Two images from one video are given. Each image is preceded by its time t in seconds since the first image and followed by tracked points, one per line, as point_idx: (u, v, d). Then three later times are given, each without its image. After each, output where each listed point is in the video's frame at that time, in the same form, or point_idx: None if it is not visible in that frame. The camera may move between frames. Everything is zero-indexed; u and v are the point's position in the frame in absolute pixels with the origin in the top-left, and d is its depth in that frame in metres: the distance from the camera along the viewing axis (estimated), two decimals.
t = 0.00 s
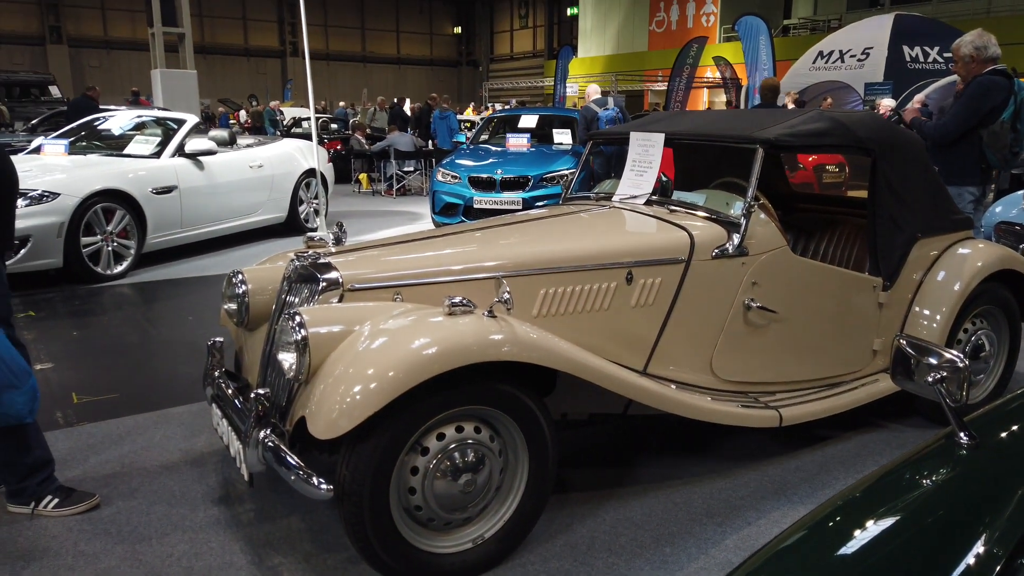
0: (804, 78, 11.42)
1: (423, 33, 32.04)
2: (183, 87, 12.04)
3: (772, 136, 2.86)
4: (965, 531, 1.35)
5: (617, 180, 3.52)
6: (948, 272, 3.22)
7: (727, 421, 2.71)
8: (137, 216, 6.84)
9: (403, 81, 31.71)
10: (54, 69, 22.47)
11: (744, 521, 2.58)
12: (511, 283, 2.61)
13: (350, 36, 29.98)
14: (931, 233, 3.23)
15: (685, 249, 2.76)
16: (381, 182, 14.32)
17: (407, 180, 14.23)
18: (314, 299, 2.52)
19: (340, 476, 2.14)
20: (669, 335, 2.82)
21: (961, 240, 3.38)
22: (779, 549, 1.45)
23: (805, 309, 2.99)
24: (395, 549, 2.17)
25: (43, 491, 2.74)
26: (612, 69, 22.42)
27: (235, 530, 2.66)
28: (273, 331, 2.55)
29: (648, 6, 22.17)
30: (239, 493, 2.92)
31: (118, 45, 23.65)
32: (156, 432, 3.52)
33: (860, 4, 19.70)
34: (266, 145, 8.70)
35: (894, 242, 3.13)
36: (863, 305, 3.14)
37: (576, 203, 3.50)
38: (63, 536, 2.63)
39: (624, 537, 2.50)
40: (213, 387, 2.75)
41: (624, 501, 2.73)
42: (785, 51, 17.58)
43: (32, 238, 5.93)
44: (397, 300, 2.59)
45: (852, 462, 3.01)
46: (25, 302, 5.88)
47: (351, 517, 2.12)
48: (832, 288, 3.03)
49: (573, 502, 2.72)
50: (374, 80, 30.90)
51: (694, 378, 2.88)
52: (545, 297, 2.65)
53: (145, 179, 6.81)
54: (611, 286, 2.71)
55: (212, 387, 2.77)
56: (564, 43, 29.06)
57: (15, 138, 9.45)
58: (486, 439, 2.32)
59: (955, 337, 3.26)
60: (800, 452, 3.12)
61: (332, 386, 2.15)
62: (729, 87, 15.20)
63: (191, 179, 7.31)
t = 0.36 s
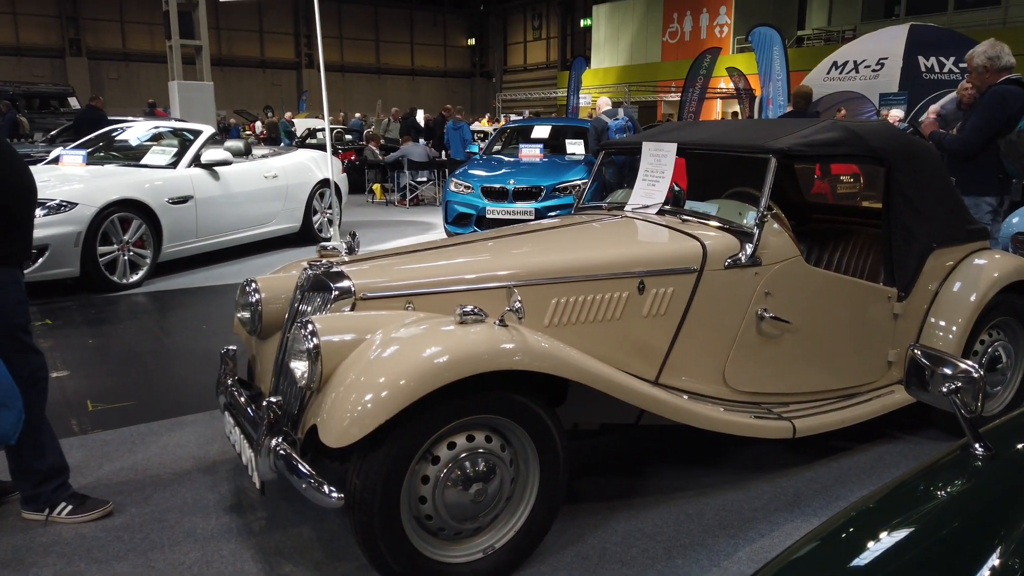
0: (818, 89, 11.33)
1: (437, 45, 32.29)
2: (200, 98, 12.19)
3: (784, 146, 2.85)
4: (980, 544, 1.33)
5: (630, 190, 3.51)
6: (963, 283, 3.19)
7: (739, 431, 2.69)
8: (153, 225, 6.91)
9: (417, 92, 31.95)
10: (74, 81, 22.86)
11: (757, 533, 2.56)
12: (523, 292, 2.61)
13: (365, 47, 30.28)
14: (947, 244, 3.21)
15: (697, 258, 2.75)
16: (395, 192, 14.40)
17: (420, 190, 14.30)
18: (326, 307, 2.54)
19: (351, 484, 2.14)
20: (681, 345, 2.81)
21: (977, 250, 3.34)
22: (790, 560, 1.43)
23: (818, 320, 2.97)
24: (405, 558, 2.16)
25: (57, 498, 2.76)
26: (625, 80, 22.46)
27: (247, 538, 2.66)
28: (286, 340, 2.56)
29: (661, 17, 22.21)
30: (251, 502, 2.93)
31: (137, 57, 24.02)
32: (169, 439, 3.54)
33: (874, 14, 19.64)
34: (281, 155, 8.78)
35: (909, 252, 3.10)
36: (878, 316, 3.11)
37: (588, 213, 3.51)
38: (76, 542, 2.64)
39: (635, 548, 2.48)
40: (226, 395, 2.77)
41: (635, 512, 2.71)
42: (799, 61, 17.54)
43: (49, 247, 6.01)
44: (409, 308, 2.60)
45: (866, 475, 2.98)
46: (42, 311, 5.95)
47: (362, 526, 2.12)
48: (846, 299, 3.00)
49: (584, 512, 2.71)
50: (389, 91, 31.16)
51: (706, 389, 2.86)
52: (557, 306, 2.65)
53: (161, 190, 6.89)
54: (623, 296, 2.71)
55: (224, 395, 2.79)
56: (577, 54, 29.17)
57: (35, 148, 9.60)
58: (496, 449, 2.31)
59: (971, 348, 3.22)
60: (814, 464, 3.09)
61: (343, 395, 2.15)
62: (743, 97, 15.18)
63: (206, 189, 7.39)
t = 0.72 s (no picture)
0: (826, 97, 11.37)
1: (446, 55, 32.46)
2: (211, 108, 12.29)
3: (792, 153, 2.84)
4: (990, 552, 1.32)
5: (637, 199, 3.51)
6: (974, 291, 3.17)
7: (748, 441, 2.67)
8: (164, 234, 6.96)
9: (426, 102, 32.12)
10: (86, 91, 23.11)
11: (766, 543, 2.54)
12: (530, 300, 2.61)
13: (375, 58, 30.49)
14: (957, 252, 3.19)
15: (705, 266, 2.75)
16: (403, 202, 14.46)
17: (428, 199, 14.36)
18: (334, 314, 2.54)
19: (358, 491, 2.14)
20: (689, 353, 2.80)
21: (987, 259, 3.32)
22: (798, 568, 1.43)
23: (827, 328, 2.95)
24: (412, 566, 2.16)
25: (65, 504, 2.77)
26: (633, 89, 22.51)
27: (253, 545, 2.66)
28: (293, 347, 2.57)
29: (670, 26, 22.26)
30: (258, 509, 2.93)
31: (149, 67, 24.27)
32: (178, 446, 3.55)
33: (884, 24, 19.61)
34: (290, 164, 8.83)
35: (918, 260, 3.09)
36: (887, 325, 3.09)
37: (596, 221, 3.51)
38: (84, 548, 2.65)
39: (643, 558, 2.46)
40: (234, 402, 2.78)
41: (643, 521, 2.69)
42: (807, 71, 17.53)
43: (60, 255, 6.06)
44: (416, 315, 2.60)
45: (876, 485, 2.95)
46: (53, 318, 6.00)
47: (368, 533, 2.12)
48: (855, 308, 2.99)
49: (591, 521, 2.69)
50: (398, 101, 31.35)
51: (714, 397, 2.85)
52: (565, 314, 2.65)
53: (172, 198, 6.94)
54: (631, 303, 2.70)
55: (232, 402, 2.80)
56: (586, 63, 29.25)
57: (47, 157, 9.69)
58: (503, 456, 2.31)
59: (982, 357, 3.19)
60: (823, 474, 3.07)
61: (350, 402, 2.15)
62: (751, 106, 15.18)
63: (216, 198, 7.44)
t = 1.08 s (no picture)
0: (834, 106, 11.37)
1: (453, 64, 32.62)
2: (219, 117, 12.37)
3: (798, 161, 2.85)
4: (997, 562, 1.31)
5: (643, 207, 3.52)
6: (981, 300, 3.16)
7: (755, 449, 2.66)
8: (171, 242, 7.00)
9: (433, 112, 32.29)
10: (95, 101, 23.30)
11: (773, 552, 2.52)
12: (535, 307, 2.62)
13: (382, 67, 30.66)
14: (963, 261, 3.18)
15: (710, 274, 2.74)
16: (410, 210, 14.52)
17: (434, 208, 14.39)
18: (340, 322, 2.55)
19: (362, 498, 2.14)
20: (694, 361, 2.79)
21: (995, 267, 3.31)
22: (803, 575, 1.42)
23: (834, 336, 2.94)
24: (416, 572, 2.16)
25: (72, 511, 2.78)
26: (639, 98, 22.55)
27: (258, 553, 2.66)
28: (298, 354, 2.58)
29: (676, 35, 22.31)
30: (263, 517, 2.93)
31: (158, 78, 24.44)
32: (184, 453, 3.56)
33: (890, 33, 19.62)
34: (297, 173, 8.88)
35: (925, 268, 3.07)
36: (895, 334, 3.08)
37: (601, 229, 3.51)
38: (90, 555, 2.66)
39: (648, 567, 2.45)
40: (240, 409, 2.78)
41: (649, 530, 2.68)
42: (814, 80, 17.53)
43: (68, 263, 6.09)
44: (421, 323, 2.61)
45: (883, 494, 2.93)
46: (61, 326, 6.02)
47: (373, 540, 2.11)
48: (862, 316, 2.98)
49: (596, 530, 2.68)
50: (405, 111, 31.49)
51: (720, 406, 2.84)
52: (570, 321, 2.64)
53: (179, 207, 6.98)
54: (636, 311, 2.70)
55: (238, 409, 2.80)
56: (592, 73, 29.33)
57: (56, 166, 9.76)
58: (508, 464, 2.30)
59: (990, 366, 3.17)
60: (830, 483, 3.05)
61: (355, 409, 2.16)
62: (757, 115, 15.19)
63: (224, 207, 7.48)
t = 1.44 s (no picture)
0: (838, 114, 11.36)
1: (459, 73, 32.77)
2: (226, 126, 12.44)
3: (803, 169, 2.85)
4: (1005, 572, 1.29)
5: (648, 215, 3.52)
6: (988, 308, 3.14)
7: (761, 458, 2.65)
8: (178, 250, 7.03)
9: (439, 120, 32.45)
10: (104, 110, 23.47)
11: (779, 561, 2.51)
12: (540, 315, 2.62)
13: (388, 76, 30.82)
14: (970, 268, 3.16)
15: (716, 281, 2.74)
16: (415, 218, 14.57)
17: (440, 216, 14.43)
18: (345, 329, 2.56)
19: (367, 506, 2.14)
20: (699, 369, 2.78)
21: (1002, 275, 3.29)
22: None
23: (840, 345, 2.93)
24: None
25: (78, 517, 2.79)
26: (644, 106, 22.61)
27: (263, 560, 2.66)
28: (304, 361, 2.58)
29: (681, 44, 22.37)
30: (267, 524, 2.92)
31: (166, 87, 24.61)
32: (190, 460, 3.56)
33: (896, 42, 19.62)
34: (304, 181, 8.93)
35: (932, 276, 3.06)
36: (901, 342, 3.07)
37: (606, 236, 3.52)
38: (95, 562, 2.66)
39: None
40: (245, 416, 2.78)
41: (654, 538, 2.67)
42: (819, 88, 17.56)
43: (76, 270, 6.11)
44: (426, 330, 2.61)
45: (891, 504, 2.91)
46: (68, 333, 6.05)
47: (377, 548, 2.11)
48: (869, 325, 2.96)
49: (601, 538, 2.67)
50: (411, 119, 31.62)
51: (726, 414, 2.83)
52: (575, 328, 2.64)
53: (186, 215, 7.02)
54: (641, 318, 2.70)
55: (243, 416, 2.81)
56: (597, 81, 29.42)
57: (64, 175, 9.83)
58: (513, 472, 2.29)
59: (997, 375, 3.15)
60: (837, 492, 3.03)
61: (360, 416, 2.16)
62: (763, 124, 15.20)
63: (230, 215, 7.52)
